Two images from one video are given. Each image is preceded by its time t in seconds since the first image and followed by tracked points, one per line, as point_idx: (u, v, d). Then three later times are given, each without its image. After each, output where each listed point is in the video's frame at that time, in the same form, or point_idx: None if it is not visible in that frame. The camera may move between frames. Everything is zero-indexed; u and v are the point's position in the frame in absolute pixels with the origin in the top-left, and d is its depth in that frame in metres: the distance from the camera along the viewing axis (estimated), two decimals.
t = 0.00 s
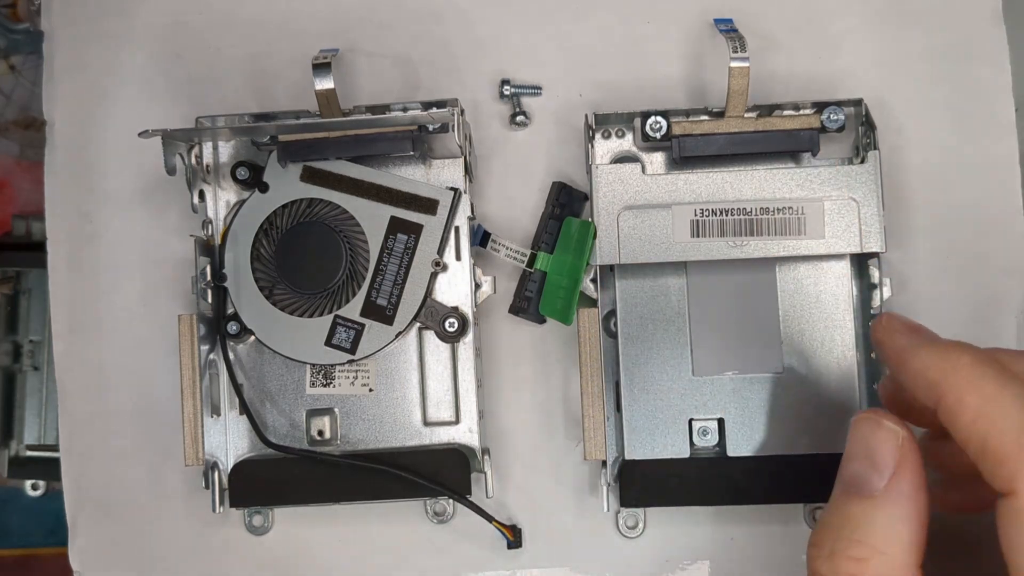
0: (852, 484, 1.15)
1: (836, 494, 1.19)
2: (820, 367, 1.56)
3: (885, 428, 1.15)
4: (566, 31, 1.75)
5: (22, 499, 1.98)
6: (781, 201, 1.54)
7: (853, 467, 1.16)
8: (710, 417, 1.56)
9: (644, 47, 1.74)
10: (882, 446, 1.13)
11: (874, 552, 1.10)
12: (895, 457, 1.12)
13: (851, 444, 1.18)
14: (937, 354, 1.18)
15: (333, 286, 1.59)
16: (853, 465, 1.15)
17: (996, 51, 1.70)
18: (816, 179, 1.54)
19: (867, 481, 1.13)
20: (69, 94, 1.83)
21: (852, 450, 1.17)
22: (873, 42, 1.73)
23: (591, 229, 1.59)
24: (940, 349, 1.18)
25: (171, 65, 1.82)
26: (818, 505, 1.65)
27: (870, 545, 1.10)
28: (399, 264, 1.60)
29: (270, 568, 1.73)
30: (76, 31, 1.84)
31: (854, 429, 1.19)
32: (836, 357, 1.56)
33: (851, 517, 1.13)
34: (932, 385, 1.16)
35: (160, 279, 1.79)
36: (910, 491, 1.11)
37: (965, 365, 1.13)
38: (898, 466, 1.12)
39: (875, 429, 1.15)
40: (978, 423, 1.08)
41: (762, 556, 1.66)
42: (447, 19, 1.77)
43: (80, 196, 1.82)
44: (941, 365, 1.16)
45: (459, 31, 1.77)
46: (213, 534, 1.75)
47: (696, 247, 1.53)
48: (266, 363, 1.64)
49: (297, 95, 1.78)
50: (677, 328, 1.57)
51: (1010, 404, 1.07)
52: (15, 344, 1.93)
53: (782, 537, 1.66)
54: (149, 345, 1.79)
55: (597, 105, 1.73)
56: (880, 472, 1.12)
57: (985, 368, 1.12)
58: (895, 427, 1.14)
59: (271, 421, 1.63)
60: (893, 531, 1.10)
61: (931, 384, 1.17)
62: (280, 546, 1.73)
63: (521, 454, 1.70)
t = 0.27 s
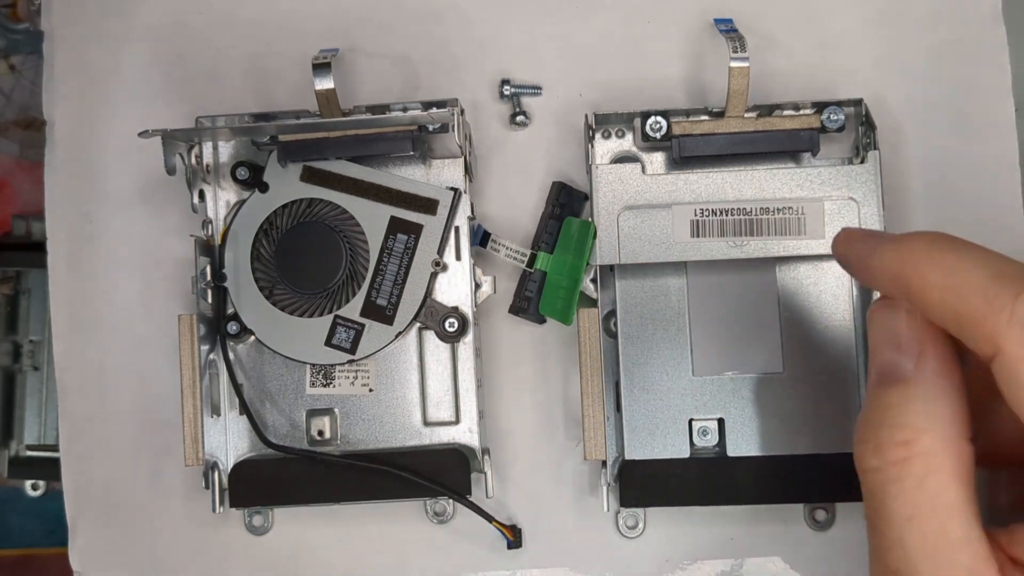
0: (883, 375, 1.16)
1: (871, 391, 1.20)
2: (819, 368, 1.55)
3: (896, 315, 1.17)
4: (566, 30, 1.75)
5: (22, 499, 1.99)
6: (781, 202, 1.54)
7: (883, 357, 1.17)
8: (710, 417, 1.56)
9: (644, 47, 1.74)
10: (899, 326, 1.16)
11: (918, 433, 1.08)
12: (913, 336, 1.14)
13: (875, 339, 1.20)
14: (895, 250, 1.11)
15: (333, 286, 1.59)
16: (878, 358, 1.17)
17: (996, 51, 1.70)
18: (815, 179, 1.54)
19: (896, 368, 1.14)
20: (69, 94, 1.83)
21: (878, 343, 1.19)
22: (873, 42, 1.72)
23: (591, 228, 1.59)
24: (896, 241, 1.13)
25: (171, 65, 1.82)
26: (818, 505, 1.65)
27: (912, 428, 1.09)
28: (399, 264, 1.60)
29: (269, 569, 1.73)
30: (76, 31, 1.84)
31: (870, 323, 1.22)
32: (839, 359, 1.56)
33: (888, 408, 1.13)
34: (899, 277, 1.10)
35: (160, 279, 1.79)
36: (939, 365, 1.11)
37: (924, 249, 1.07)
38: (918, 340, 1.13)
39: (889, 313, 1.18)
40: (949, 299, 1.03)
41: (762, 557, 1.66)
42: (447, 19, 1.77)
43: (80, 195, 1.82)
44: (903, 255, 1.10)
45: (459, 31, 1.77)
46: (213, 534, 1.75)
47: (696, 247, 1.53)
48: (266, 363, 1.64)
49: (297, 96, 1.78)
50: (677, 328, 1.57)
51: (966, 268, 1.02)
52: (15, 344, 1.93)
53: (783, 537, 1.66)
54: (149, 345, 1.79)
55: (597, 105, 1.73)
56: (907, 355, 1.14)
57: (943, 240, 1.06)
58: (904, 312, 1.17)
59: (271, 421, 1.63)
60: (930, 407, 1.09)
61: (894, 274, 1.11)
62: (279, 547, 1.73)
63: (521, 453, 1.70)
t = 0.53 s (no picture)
0: (856, 299, 1.12)
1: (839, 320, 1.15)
2: (820, 368, 1.55)
3: (858, 240, 1.14)
4: (566, 31, 1.75)
5: (22, 499, 1.99)
6: (781, 202, 1.54)
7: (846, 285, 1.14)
8: (710, 417, 1.56)
9: (644, 47, 1.74)
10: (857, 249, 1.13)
11: (898, 350, 1.05)
12: (883, 255, 1.11)
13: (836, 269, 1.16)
14: (837, 183, 1.14)
15: (333, 285, 1.59)
16: (849, 282, 1.13)
17: (997, 52, 1.70)
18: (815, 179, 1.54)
19: (862, 293, 1.11)
20: (68, 93, 1.83)
21: (841, 274, 1.15)
22: (874, 42, 1.72)
23: (591, 229, 1.60)
24: (838, 174, 1.15)
25: (171, 65, 1.82)
26: (818, 505, 1.65)
27: (890, 346, 1.06)
28: (399, 264, 1.60)
29: (270, 569, 1.73)
30: (76, 30, 1.84)
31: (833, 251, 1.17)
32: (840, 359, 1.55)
33: (865, 328, 1.09)
34: (847, 210, 1.12)
35: (160, 279, 1.79)
36: (912, 283, 1.08)
37: (862, 177, 1.10)
38: (891, 260, 1.10)
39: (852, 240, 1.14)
40: (890, 218, 1.05)
41: (762, 557, 1.66)
42: (447, 19, 1.77)
43: (80, 195, 1.82)
44: (844, 187, 1.12)
45: (459, 32, 1.77)
46: (213, 534, 1.75)
47: (696, 247, 1.53)
48: (266, 363, 1.64)
49: (297, 96, 1.78)
50: (676, 328, 1.57)
51: (904, 186, 1.04)
52: (15, 344, 1.93)
53: (783, 537, 1.66)
54: (149, 345, 1.79)
55: (597, 105, 1.73)
56: (876, 275, 1.11)
57: (877, 167, 1.09)
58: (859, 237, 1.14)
59: (271, 421, 1.63)
60: (908, 324, 1.06)
61: (840, 207, 1.13)
62: (279, 547, 1.73)
63: (520, 452, 1.70)
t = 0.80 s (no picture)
0: (859, 333, 1.06)
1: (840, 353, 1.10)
2: (820, 368, 1.55)
3: (861, 272, 1.07)
4: (566, 31, 1.75)
5: (22, 499, 1.99)
6: (781, 202, 1.54)
7: (851, 321, 1.07)
8: (710, 417, 1.56)
9: (644, 47, 1.74)
10: (858, 280, 1.07)
11: (910, 388, 1.01)
12: (889, 287, 1.05)
13: (839, 301, 1.09)
14: (841, 212, 1.10)
15: (333, 285, 1.59)
16: (851, 316, 1.07)
17: (997, 51, 1.70)
18: (815, 179, 1.54)
19: (872, 327, 1.05)
20: (68, 93, 1.83)
21: (844, 304, 1.08)
22: (874, 42, 1.72)
23: (591, 229, 1.61)
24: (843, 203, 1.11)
25: (171, 65, 1.82)
26: (818, 505, 1.65)
27: (900, 384, 1.01)
28: (399, 264, 1.60)
29: (270, 569, 1.73)
30: (75, 30, 1.84)
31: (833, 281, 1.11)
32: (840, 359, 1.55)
33: (873, 365, 1.04)
34: (852, 240, 1.08)
35: (160, 279, 1.79)
36: (919, 316, 1.03)
37: (870, 205, 1.06)
38: (896, 292, 1.04)
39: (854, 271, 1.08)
40: (901, 251, 1.01)
41: (763, 557, 1.66)
42: (446, 19, 1.77)
43: (80, 195, 1.82)
44: (851, 216, 1.08)
45: (459, 31, 1.77)
46: (213, 534, 1.75)
47: (696, 247, 1.53)
48: (266, 363, 1.64)
49: (297, 96, 1.78)
50: (677, 329, 1.57)
51: (915, 217, 1.01)
52: (15, 344, 1.93)
53: (783, 537, 1.66)
54: (149, 345, 1.79)
55: (597, 105, 1.73)
56: (882, 309, 1.05)
57: (881, 197, 1.05)
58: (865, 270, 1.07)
59: (271, 421, 1.63)
60: (918, 360, 1.01)
61: (846, 237, 1.09)
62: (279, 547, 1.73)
63: (520, 452, 1.70)
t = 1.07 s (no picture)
0: (836, 376, 1.08)
1: (819, 392, 1.12)
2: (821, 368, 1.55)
3: (839, 313, 1.08)
4: (566, 31, 1.75)
5: (22, 499, 1.99)
6: (781, 202, 1.54)
7: (831, 361, 1.08)
8: (709, 417, 1.56)
9: (645, 47, 1.74)
10: (840, 321, 1.08)
11: (886, 432, 1.03)
12: (866, 331, 1.06)
13: (818, 342, 1.10)
14: (818, 255, 1.08)
15: (333, 285, 1.60)
16: (828, 358, 1.08)
17: (997, 51, 1.70)
18: (815, 179, 1.54)
19: (851, 368, 1.06)
20: (68, 94, 1.83)
21: (823, 343, 1.09)
22: (873, 41, 1.73)
23: (591, 229, 1.61)
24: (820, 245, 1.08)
25: (171, 65, 1.82)
26: (818, 505, 1.65)
27: (877, 428, 1.03)
28: (399, 264, 1.60)
29: (270, 569, 1.73)
30: (76, 30, 1.84)
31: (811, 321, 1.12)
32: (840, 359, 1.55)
33: (852, 407, 1.06)
34: (829, 284, 1.07)
35: (160, 279, 1.79)
36: (894, 358, 1.05)
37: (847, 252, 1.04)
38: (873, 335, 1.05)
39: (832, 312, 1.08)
40: (881, 295, 1.00)
41: (763, 557, 1.66)
42: (447, 19, 1.77)
43: (80, 195, 1.82)
44: (829, 261, 1.06)
45: (459, 31, 1.77)
46: (213, 534, 1.75)
47: (696, 247, 1.53)
48: (266, 363, 1.64)
49: (297, 95, 1.78)
50: (676, 328, 1.57)
51: (892, 264, 0.99)
52: (15, 344, 1.93)
53: (783, 537, 1.66)
54: (149, 345, 1.79)
55: (597, 105, 1.73)
56: (859, 351, 1.06)
57: (859, 238, 1.04)
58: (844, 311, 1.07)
59: (271, 421, 1.63)
60: (895, 404, 1.03)
61: (822, 280, 1.07)
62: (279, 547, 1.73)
63: (520, 452, 1.70)
